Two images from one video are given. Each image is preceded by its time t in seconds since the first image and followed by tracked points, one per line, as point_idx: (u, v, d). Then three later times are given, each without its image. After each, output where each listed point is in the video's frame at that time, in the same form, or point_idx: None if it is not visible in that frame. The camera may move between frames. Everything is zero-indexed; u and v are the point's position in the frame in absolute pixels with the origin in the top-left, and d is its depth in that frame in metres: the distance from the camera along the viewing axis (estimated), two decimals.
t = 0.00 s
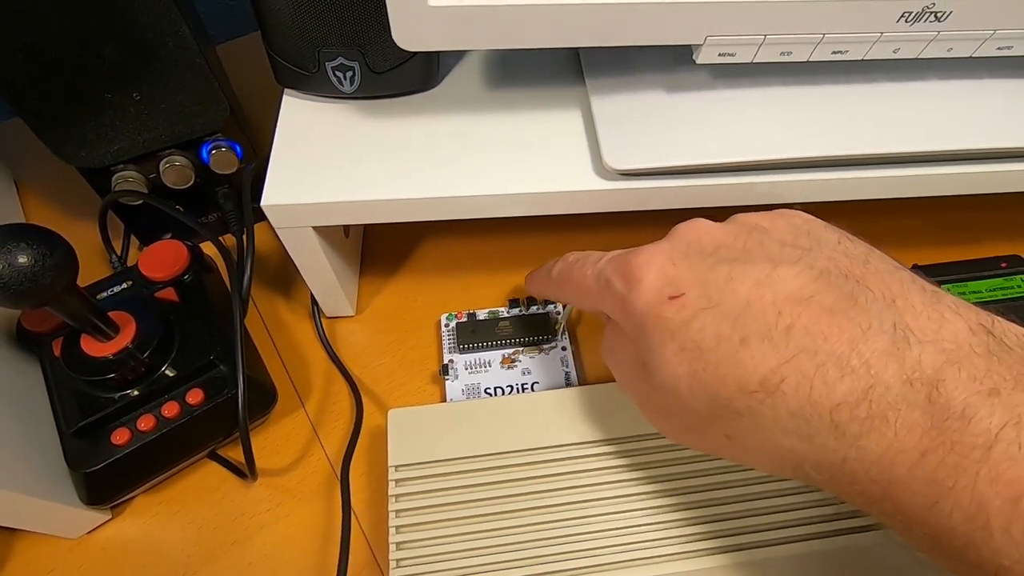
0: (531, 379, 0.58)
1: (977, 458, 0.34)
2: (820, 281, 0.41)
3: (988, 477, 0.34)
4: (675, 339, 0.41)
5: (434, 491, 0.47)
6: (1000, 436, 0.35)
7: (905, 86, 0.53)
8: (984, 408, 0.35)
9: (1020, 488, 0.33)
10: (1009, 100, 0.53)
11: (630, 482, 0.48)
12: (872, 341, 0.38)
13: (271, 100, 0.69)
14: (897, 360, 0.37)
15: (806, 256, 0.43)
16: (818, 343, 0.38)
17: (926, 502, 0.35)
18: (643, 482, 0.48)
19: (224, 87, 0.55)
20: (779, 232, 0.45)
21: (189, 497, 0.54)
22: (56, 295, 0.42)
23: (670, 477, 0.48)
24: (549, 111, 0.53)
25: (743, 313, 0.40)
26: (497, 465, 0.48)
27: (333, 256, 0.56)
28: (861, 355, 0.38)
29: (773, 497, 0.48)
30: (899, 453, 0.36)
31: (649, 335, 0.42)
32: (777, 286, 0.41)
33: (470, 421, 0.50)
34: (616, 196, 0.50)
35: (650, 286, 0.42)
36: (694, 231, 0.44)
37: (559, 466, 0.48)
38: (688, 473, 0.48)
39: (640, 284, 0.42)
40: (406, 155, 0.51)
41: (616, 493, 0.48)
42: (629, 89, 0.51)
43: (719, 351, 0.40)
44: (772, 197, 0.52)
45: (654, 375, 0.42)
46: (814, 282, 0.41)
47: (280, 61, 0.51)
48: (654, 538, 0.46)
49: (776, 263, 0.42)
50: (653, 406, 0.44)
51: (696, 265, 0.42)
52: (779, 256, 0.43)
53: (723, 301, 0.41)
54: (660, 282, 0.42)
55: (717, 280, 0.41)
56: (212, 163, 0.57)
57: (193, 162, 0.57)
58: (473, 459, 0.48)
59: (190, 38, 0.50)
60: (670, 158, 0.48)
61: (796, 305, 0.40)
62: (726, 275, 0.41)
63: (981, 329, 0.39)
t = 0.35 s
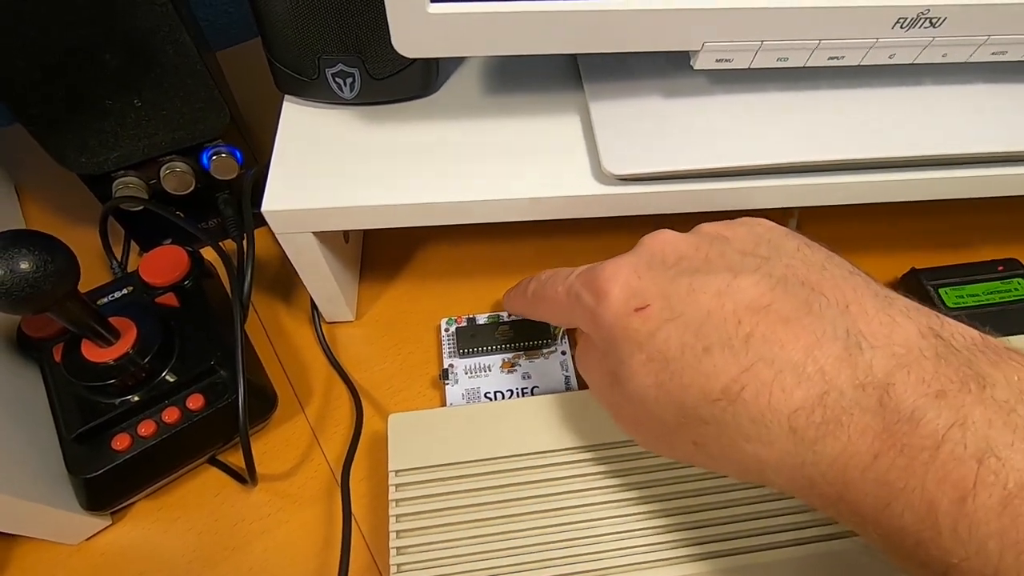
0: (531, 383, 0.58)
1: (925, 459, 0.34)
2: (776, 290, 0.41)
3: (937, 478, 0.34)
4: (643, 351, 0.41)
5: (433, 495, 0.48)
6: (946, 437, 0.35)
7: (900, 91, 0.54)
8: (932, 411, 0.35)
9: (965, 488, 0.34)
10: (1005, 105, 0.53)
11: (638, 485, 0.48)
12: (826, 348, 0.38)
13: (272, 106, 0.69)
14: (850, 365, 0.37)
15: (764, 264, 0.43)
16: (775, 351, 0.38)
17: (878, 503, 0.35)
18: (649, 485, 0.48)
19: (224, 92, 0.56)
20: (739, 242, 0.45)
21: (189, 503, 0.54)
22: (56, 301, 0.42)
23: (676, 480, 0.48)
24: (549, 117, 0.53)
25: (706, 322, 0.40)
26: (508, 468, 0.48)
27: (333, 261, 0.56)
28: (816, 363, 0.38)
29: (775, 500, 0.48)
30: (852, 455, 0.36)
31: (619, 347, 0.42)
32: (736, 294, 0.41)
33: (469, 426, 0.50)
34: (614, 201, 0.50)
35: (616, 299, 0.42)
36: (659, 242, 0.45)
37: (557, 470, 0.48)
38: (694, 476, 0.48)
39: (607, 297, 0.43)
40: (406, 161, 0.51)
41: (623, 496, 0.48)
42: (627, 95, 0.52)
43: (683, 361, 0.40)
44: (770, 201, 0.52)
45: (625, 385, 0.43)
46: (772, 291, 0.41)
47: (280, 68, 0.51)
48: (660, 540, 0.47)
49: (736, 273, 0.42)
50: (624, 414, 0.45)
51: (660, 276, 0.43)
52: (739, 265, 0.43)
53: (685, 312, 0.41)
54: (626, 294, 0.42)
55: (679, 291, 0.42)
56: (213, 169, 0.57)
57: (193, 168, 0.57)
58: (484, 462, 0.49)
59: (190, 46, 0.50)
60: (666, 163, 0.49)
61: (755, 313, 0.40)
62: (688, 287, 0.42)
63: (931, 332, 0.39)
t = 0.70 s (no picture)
0: (529, 386, 0.58)
1: (985, 484, 0.35)
2: (828, 300, 0.41)
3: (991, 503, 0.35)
4: (684, 358, 0.40)
5: (430, 497, 0.47)
6: (1007, 462, 0.35)
7: (896, 95, 0.54)
8: (992, 435, 0.36)
9: None
10: (999, 109, 0.54)
11: (652, 485, 0.48)
12: (883, 366, 0.38)
13: (271, 111, 0.70)
14: (909, 386, 0.38)
15: (812, 271, 0.43)
16: (829, 367, 0.39)
17: (935, 526, 0.36)
18: (665, 484, 0.48)
19: (224, 96, 0.56)
20: (783, 243, 0.45)
21: (186, 507, 0.54)
22: (56, 304, 0.42)
23: (686, 481, 0.48)
24: (546, 121, 0.53)
25: (753, 333, 0.40)
26: (530, 468, 0.48)
27: (332, 264, 0.56)
28: (873, 381, 0.38)
29: (789, 501, 0.48)
30: (908, 480, 0.36)
31: (656, 351, 0.41)
32: (784, 305, 0.41)
33: (468, 428, 0.50)
34: (611, 204, 0.50)
35: (653, 299, 0.41)
36: (697, 244, 0.44)
37: (557, 473, 0.48)
38: (710, 475, 0.48)
39: (643, 295, 0.41)
40: (404, 164, 0.51)
41: (643, 496, 0.48)
42: (624, 99, 0.52)
43: (729, 373, 0.39)
44: (766, 205, 0.52)
45: (656, 389, 0.42)
46: (824, 301, 0.41)
47: (280, 73, 0.51)
48: (679, 539, 0.47)
49: (784, 279, 0.42)
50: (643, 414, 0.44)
51: (701, 279, 0.42)
52: (786, 271, 0.43)
53: (730, 320, 0.41)
54: (665, 294, 0.41)
55: (723, 296, 0.41)
56: (213, 173, 0.57)
57: (192, 172, 0.57)
58: (506, 461, 0.49)
59: (190, 50, 0.50)
60: (666, 166, 0.49)
61: (807, 326, 0.40)
62: (734, 292, 0.41)
63: (988, 352, 0.40)
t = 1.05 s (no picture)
0: (527, 388, 0.58)
1: None
2: (935, 315, 0.39)
3: None
4: (777, 374, 0.38)
5: (429, 500, 0.47)
6: None
7: (894, 97, 0.54)
8: None
9: None
10: (997, 111, 0.54)
11: (652, 487, 0.48)
12: (1001, 392, 0.36)
13: (270, 113, 0.70)
14: None
15: (916, 279, 0.41)
16: (942, 390, 0.37)
17: None
18: (676, 484, 0.48)
19: (224, 99, 0.56)
20: (876, 246, 0.43)
21: (184, 509, 0.53)
22: (55, 306, 0.42)
23: (687, 483, 0.48)
24: (543, 124, 0.54)
25: (856, 350, 0.38)
26: (543, 468, 0.48)
27: (331, 266, 0.56)
28: (992, 410, 0.36)
29: (797, 501, 0.47)
30: None
31: (740, 362, 0.39)
32: (889, 317, 0.39)
33: (467, 430, 0.49)
34: (610, 206, 0.51)
35: (744, 305, 0.39)
36: (787, 245, 0.42)
37: (558, 476, 0.48)
38: (719, 475, 0.48)
39: (730, 300, 0.39)
40: (402, 167, 0.51)
41: (654, 495, 0.47)
42: (622, 101, 0.52)
43: (828, 391, 0.38)
44: (764, 207, 0.52)
45: (734, 399, 0.41)
46: (932, 316, 0.39)
47: (280, 75, 0.52)
48: (691, 539, 0.46)
49: (891, 290, 0.40)
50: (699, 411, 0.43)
51: (793, 284, 0.40)
52: (891, 279, 0.41)
53: (830, 331, 0.39)
54: (756, 301, 0.39)
55: (821, 304, 0.39)
56: (212, 175, 0.57)
57: (191, 175, 0.57)
58: (520, 462, 0.48)
59: (190, 53, 0.50)
60: (665, 168, 0.49)
61: (915, 343, 0.38)
62: (834, 303, 0.39)
63: None
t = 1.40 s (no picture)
0: (527, 390, 0.58)
1: None
2: (924, 308, 0.39)
3: None
4: (770, 364, 0.38)
5: (428, 501, 0.47)
6: None
7: (893, 98, 0.54)
8: None
9: None
10: (995, 112, 0.54)
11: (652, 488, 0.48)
12: (987, 380, 0.37)
13: (270, 116, 0.70)
14: (1013, 402, 0.36)
15: (906, 274, 0.41)
16: (929, 379, 0.37)
17: None
18: (679, 484, 0.48)
19: (224, 101, 0.56)
20: (869, 243, 0.43)
21: (184, 510, 0.54)
22: (55, 308, 0.43)
23: (687, 484, 0.48)
24: (542, 126, 0.54)
25: (847, 340, 0.38)
26: (551, 468, 0.48)
27: (331, 268, 0.56)
28: (978, 399, 0.37)
29: (800, 500, 0.47)
30: (1008, 499, 0.36)
31: (735, 353, 0.39)
32: (880, 310, 0.39)
33: (466, 431, 0.49)
34: (609, 208, 0.51)
35: (737, 299, 0.39)
36: (781, 239, 0.42)
37: (558, 476, 0.48)
38: (720, 476, 0.48)
39: (724, 292, 0.40)
40: (401, 169, 0.51)
41: (659, 495, 0.47)
42: (620, 103, 0.52)
43: (820, 381, 0.38)
44: (762, 208, 0.53)
45: (729, 391, 0.41)
46: (921, 308, 0.39)
47: (279, 78, 0.52)
48: (697, 539, 0.46)
49: (881, 283, 0.40)
50: (699, 406, 0.43)
51: (787, 278, 0.40)
52: (881, 274, 0.41)
53: (822, 323, 0.39)
54: (749, 294, 0.39)
55: (813, 297, 0.39)
56: (212, 177, 0.58)
57: (192, 177, 0.58)
58: (527, 461, 0.48)
59: (190, 56, 0.51)
60: (664, 170, 0.49)
61: (905, 335, 0.38)
62: (826, 295, 0.39)
63: None
